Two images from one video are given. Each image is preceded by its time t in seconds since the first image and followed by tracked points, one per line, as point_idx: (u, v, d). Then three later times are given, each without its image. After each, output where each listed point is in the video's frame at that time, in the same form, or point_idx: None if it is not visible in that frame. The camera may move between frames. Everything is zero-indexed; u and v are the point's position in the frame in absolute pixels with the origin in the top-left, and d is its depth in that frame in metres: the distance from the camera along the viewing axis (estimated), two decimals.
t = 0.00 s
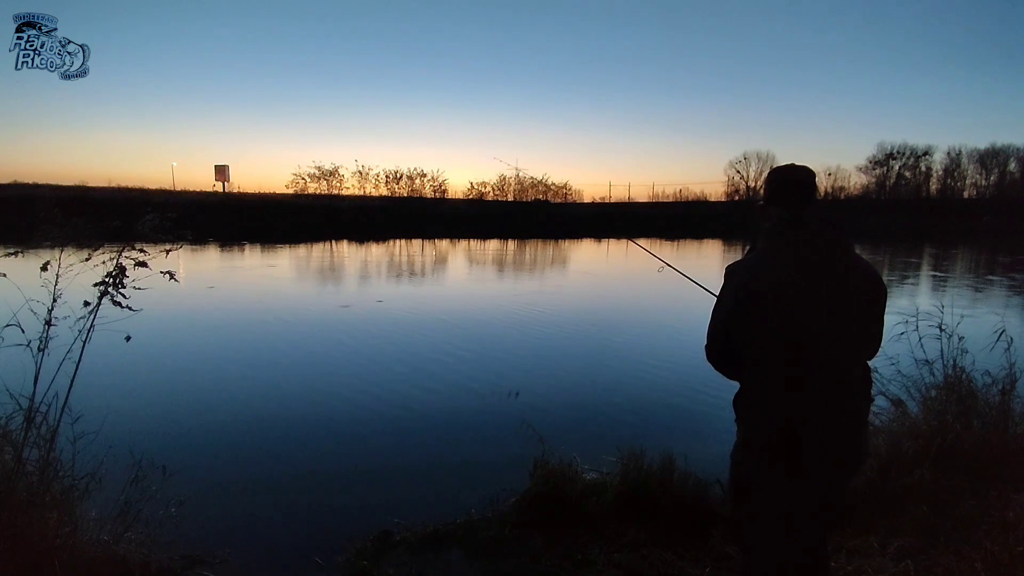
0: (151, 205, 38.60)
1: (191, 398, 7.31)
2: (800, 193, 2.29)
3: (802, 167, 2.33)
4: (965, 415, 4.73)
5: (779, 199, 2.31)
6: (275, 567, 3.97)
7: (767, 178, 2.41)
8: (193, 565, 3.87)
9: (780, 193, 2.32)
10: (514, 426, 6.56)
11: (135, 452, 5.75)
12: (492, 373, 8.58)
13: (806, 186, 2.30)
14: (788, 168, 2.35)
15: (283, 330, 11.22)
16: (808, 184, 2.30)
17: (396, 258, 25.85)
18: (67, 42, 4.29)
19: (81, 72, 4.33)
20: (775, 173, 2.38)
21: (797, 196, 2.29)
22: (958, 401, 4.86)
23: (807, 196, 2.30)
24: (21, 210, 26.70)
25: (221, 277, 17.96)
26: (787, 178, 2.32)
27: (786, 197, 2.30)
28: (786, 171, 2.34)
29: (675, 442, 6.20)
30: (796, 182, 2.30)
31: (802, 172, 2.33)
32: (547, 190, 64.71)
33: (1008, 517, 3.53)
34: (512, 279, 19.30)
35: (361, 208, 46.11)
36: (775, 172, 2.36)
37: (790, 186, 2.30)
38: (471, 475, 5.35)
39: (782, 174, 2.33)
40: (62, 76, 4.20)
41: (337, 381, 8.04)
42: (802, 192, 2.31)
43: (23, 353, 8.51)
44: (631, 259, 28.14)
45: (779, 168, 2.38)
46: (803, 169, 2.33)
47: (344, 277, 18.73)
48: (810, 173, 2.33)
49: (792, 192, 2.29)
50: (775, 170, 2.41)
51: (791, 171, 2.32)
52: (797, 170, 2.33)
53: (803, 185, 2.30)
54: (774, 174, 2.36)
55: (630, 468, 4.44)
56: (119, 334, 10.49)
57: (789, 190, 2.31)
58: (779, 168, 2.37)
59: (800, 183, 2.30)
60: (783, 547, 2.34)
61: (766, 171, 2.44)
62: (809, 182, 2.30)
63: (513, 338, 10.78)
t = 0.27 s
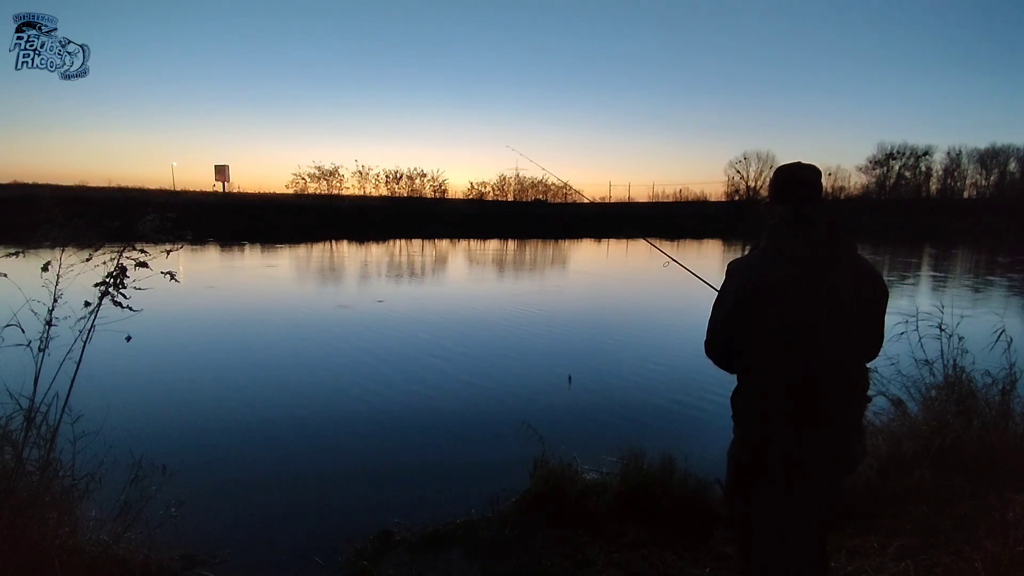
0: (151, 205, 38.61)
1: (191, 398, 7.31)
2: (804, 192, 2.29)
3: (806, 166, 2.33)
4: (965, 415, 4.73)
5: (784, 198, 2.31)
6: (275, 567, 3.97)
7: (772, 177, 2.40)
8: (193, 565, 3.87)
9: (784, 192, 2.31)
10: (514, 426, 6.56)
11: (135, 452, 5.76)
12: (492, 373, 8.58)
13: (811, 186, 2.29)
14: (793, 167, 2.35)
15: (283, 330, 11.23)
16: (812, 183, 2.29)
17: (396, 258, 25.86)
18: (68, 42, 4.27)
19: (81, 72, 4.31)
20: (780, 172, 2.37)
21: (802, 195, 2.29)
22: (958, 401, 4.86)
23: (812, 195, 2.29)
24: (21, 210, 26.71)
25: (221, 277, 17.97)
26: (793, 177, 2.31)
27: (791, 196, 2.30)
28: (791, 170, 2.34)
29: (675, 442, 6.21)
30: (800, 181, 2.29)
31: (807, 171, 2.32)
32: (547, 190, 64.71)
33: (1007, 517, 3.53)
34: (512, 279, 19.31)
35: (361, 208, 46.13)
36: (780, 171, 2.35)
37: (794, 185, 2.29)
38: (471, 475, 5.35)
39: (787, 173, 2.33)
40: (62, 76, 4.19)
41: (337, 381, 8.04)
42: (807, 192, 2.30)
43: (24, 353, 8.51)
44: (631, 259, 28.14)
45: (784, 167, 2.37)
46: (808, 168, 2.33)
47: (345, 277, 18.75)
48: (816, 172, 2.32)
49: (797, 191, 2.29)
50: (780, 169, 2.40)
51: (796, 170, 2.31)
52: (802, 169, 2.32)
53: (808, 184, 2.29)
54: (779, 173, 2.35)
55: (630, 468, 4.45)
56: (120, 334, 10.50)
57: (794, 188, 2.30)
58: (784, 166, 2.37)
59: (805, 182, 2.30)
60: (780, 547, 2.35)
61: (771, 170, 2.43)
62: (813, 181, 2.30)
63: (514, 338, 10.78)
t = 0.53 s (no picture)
0: (150, 205, 38.61)
1: (191, 398, 7.32)
2: (807, 192, 2.27)
3: (810, 166, 2.31)
4: (965, 415, 4.74)
5: (786, 199, 2.29)
6: (274, 567, 3.97)
7: (775, 176, 2.39)
8: (193, 565, 3.86)
9: (787, 192, 2.30)
10: (514, 426, 6.56)
11: (135, 451, 5.76)
12: (492, 373, 8.59)
13: (814, 185, 2.27)
14: (795, 166, 2.33)
15: (283, 330, 11.23)
16: (815, 183, 2.28)
17: (396, 258, 25.87)
18: (67, 42, 4.26)
19: (82, 72, 4.30)
20: (783, 171, 2.36)
21: (804, 196, 2.27)
22: (957, 401, 4.86)
23: (814, 195, 2.28)
24: (21, 210, 26.72)
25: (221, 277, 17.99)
26: (795, 177, 2.29)
27: (793, 196, 2.29)
28: (794, 170, 2.32)
29: (675, 442, 6.21)
30: (803, 181, 2.28)
31: (810, 170, 2.31)
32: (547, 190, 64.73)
33: (1008, 518, 3.52)
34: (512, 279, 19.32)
35: (361, 208, 46.14)
36: (783, 171, 2.34)
37: (797, 184, 2.28)
38: (470, 475, 5.35)
39: (790, 173, 2.31)
40: (63, 76, 4.18)
41: (337, 381, 8.04)
42: (809, 191, 2.29)
43: (23, 353, 8.52)
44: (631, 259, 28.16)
45: (786, 166, 2.36)
46: (811, 168, 2.31)
47: (344, 277, 18.75)
48: (818, 172, 2.31)
49: (799, 191, 2.27)
50: (784, 168, 2.38)
51: (799, 169, 2.29)
52: (805, 168, 2.30)
53: (810, 183, 2.28)
54: (782, 172, 2.33)
55: (630, 468, 4.45)
56: (119, 334, 10.51)
57: (796, 188, 2.28)
58: (787, 165, 2.35)
59: (808, 182, 2.28)
60: (779, 546, 2.35)
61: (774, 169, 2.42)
62: (816, 181, 2.28)
63: (514, 338, 10.79)
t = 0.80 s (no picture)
0: (150, 205, 38.61)
1: (191, 398, 7.32)
2: (807, 194, 2.25)
3: (810, 167, 2.29)
4: (965, 415, 4.73)
5: (786, 200, 2.28)
6: (274, 567, 3.96)
7: (776, 177, 2.37)
8: (193, 565, 3.86)
9: (787, 193, 2.28)
10: (514, 426, 6.56)
11: (135, 451, 5.76)
12: (492, 373, 8.59)
13: (814, 186, 2.25)
14: (796, 167, 2.31)
15: (283, 330, 11.23)
16: (816, 184, 2.26)
17: (396, 258, 25.87)
18: (68, 43, 4.26)
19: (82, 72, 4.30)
20: (784, 172, 2.33)
21: (805, 197, 2.25)
22: (957, 401, 4.86)
23: (815, 196, 2.26)
24: (21, 210, 26.71)
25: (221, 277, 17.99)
26: (796, 178, 2.27)
27: (793, 197, 2.27)
28: (795, 171, 2.30)
29: (676, 442, 6.20)
30: (804, 182, 2.26)
31: (811, 171, 2.29)
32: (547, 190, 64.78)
33: (1007, 518, 3.51)
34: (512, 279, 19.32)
35: (361, 208, 46.13)
36: (784, 172, 2.32)
37: (797, 185, 2.26)
38: (470, 475, 5.34)
39: (790, 174, 2.29)
40: (64, 76, 4.19)
41: (337, 381, 8.04)
42: (810, 192, 2.27)
43: (24, 353, 8.53)
44: (631, 259, 28.17)
45: (787, 167, 2.34)
46: (812, 168, 2.29)
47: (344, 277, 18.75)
48: (818, 173, 2.29)
49: (800, 193, 2.25)
50: (784, 169, 2.36)
51: (799, 170, 2.27)
52: (806, 169, 2.28)
53: (811, 184, 2.26)
54: (783, 173, 2.31)
55: (630, 468, 4.44)
56: (119, 334, 10.51)
57: (797, 189, 2.26)
58: (788, 166, 2.33)
59: (809, 183, 2.26)
60: (780, 546, 2.35)
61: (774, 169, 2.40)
62: (818, 182, 2.26)
63: (514, 338, 10.78)
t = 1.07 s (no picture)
0: (150, 205, 38.61)
1: (191, 398, 7.32)
2: (809, 193, 2.25)
3: (812, 167, 2.28)
4: (965, 415, 4.73)
5: (787, 199, 2.28)
6: (274, 567, 3.96)
7: (777, 178, 2.37)
8: (193, 565, 3.86)
9: (788, 193, 2.28)
10: (515, 426, 6.56)
11: (135, 451, 5.76)
12: (493, 373, 8.58)
13: (815, 186, 2.25)
14: (798, 167, 2.31)
15: (283, 330, 11.23)
16: (817, 184, 2.25)
17: (396, 258, 25.87)
18: (68, 42, 4.26)
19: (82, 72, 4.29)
20: (784, 172, 2.33)
21: (806, 197, 2.25)
22: (957, 401, 4.86)
23: (816, 197, 2.26)
24: (21, 210, 26.72)
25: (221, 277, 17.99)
26: (797, 178, 2.27)
27: (794, 197, 2.26)
28: (797, 171, 2.30)
29: (676, 442, 6.20)
30: (805, 182, 2.26)
31: (812, 171, 2.28)
32: (547, 190, 64.82)
33: (1007, 518, 3.48)
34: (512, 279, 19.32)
35: (361, 208, 46.13)
36: (785, 172, 2.32)
37: (798, 185, 2.26)
38: (471, 475, 5.34)
39: (792, 175, 2.29)
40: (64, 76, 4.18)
41: (337, 381, 8.04)
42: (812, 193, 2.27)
43: (24, 353, 8.53)
44: (631, 259, 28.18)
45: (789, 167, 2.34)
46: (813, 168, 2.29)
47: (344, 277, 18.76)
48: (819, 173, 2.28)
49: (800, 193, 2.25)
50: (786, 169, 2.36)
51: (801, 170, 2.27)
52: (807, 169, 2.28)
53: (812, 184, 2.26)
54: (785, 173, 2.31)
55: (630, 468, 4.44)
56: (120, 334, 10.50)
57: (798, 189, 2.27)
58: (789, 167, 2.33)
59: (811, 183, 2.26)
60: (780, 546, 2.35)
61: (776, 169, 2.39)
62: (819, 182, 2.25)
63: (514, 338, 10.78)
